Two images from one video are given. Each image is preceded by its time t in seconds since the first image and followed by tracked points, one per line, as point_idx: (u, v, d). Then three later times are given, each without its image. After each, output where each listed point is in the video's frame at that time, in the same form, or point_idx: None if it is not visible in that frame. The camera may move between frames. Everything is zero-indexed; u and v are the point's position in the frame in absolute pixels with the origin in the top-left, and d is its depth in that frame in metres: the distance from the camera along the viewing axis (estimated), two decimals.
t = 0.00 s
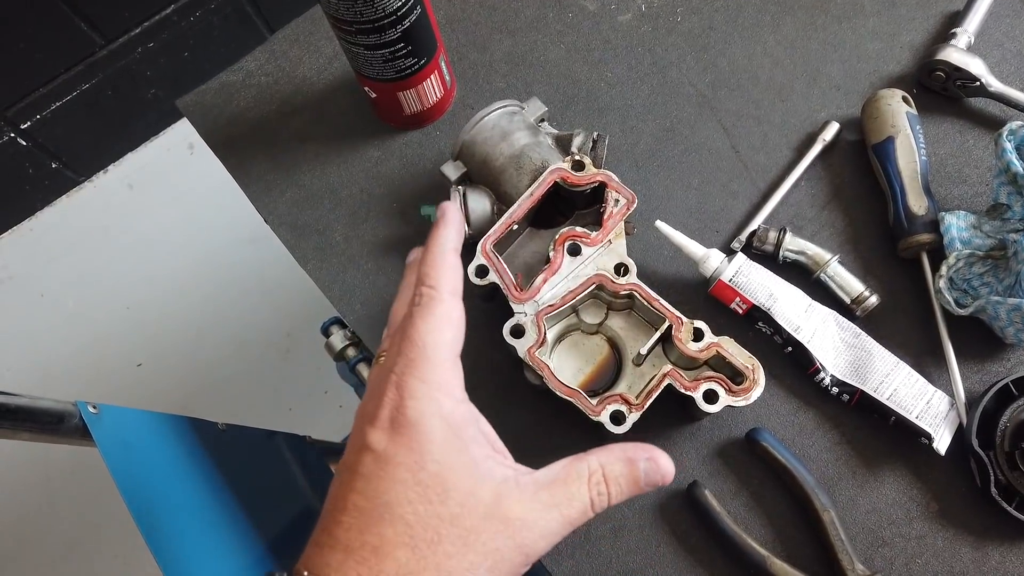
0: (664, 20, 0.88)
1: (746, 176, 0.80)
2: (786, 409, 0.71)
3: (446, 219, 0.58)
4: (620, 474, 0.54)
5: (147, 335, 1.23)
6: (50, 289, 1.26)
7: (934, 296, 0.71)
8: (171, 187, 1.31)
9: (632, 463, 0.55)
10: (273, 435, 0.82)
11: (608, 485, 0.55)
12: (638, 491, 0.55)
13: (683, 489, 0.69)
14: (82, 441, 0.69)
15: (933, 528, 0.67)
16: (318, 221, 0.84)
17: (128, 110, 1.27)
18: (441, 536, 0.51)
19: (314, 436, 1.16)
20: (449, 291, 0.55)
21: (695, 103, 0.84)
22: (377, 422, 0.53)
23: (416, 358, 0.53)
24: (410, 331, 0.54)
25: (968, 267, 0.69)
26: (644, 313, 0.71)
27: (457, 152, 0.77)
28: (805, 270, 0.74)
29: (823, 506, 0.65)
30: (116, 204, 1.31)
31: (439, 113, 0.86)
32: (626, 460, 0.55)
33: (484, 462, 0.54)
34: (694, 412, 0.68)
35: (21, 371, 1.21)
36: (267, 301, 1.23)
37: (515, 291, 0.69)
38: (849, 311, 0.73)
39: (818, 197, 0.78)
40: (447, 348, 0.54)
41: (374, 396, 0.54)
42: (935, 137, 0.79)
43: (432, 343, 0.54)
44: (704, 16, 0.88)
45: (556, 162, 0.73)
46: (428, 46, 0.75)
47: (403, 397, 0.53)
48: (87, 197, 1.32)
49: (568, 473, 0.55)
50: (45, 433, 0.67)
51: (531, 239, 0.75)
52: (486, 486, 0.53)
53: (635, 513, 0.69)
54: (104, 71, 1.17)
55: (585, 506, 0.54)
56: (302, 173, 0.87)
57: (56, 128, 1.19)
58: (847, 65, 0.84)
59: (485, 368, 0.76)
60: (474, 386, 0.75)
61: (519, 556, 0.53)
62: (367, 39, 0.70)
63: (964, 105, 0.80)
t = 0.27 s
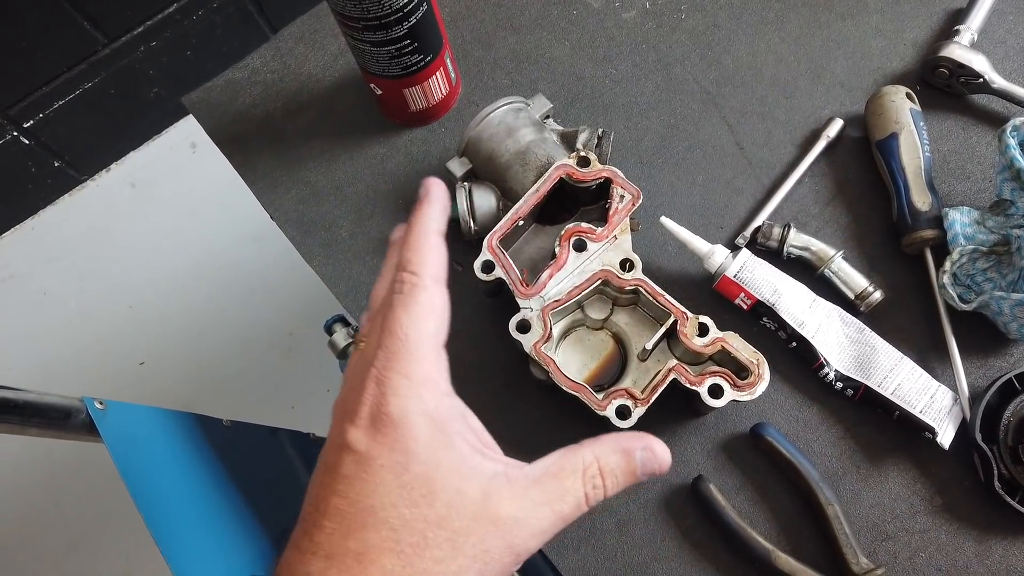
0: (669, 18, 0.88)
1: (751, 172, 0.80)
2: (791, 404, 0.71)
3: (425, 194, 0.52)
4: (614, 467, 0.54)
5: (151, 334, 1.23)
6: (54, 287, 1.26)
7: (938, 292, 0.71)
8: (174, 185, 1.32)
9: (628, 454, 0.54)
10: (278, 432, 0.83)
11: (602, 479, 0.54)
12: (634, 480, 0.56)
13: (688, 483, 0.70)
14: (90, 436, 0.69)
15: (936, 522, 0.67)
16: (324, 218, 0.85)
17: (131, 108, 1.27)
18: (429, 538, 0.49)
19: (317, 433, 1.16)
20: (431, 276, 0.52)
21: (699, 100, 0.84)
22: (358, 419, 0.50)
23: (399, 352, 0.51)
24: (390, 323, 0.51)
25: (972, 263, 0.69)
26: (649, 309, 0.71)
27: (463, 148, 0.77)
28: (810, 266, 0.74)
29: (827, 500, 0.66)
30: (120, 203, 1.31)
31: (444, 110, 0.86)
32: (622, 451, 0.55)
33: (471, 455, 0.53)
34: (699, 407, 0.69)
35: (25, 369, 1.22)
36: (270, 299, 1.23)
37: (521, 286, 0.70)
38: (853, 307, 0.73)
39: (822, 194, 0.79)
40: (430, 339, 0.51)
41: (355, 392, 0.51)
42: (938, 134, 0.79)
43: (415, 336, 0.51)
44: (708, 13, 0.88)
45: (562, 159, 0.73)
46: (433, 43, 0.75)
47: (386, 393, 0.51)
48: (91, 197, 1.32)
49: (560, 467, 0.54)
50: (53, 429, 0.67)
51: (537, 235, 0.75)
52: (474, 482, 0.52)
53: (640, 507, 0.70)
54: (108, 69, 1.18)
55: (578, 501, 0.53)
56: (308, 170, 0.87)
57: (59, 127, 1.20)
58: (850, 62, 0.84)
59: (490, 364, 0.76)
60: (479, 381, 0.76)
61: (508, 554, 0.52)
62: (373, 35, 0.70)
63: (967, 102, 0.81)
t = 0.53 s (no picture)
0: (666, 17, 0.89)
1: (747, 171, 0.81)
2: (786, 401, 0.72)
3: (362, 232, 0.43)
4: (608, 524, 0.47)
5: (149, 333, 1.23)
6: (53, 287, 1.26)
7: (933, 289, 0.71)
8: (173, 184, 1.32)
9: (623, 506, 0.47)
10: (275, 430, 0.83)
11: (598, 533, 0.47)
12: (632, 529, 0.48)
13: (684, 480, 0.70)
14: (88, 434, 0.70)
15: (931, 519, 0.67)
16: (322, 216, 0.85)
17: (130, 108, 1.27)
18: None
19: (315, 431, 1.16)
20: (379, 331, 0.43)
21: (696, 99, 0.84)
22: (316, 508, 0.44)
23: (353, 430, 0.43)
24: (339, 395, 0.43)
25: (968, 261, 0.69)
26: (646, 307, 0.72)
27: (460, 147, 0.77)
28: (806, 264, 0.74)
29: (823, 497, 0.66)
30: (119, 203, 1.31)
31: (442, 109, 0.86)
32: (616, 503, 0.48)
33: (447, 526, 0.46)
34: (695, 404, 0.69)
35: (25, 368, 1.22)
36: (268, 298, 1.23)
37: (517, 284, 0.70)
38: (848, 305, 0.73)
39: (818, 192, 0.79)
40: (388, 407, 0.44)
41: (307, 476, 0.44)
42: (934, 132, 0.80)
43: (370, 408, 0.43)
44: (705, 12, 0.88)
45: (558, 157, 0.73)
46: (431, 42, 0.76)
47: (343, 477, 0.43)
48: (90, 196, 1.32)
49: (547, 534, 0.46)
50: (51, 426, 0.67)
51: (534, 234, 0.75)
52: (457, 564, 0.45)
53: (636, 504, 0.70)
54: (107, 68, 1.18)
55: (572, 570, 0.46)
56: (306, 169, 0.88)
57: (58, 126, 1.20)
58: (847, 61, 0.84)
59: (487, 362, 0.76)
60: (476, 378, 0.76)
61: None
62: (371, 34, 0.70)
63: (963, 101, 0.81)
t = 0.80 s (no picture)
0: (666, 13, 0.88)
1: (747, 167, 0.80)
2: (787, 399, 0.71)
3: (403, 310, 0.45)
4: None
5: (148, 331, 1.23)
6: (51, 285, 1.26)
7: (935, 286, 0.71)
8: (172, 183, 1.32)
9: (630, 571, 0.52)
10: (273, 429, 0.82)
11: None
12: None
13: (685, 478, 0.70)
14: (86, 432, 0.69)
15: (933, 517, 0.67)
16: (320, 213, 0.85)
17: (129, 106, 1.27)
18: None
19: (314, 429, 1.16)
20: (417, 403, 0.45)
21: (696, 95, 0.84)
22: (352, 563, 0.45)
23: (388, 494, 0.44)
24: (379, 461, 0.44)
25: (970, 257, 0.69)
26: (646, 303, 0.71)
27: (459, 143, 0.77)
28: (806, 260, 0.74)
29: (824, 495, 0.66)
30: (118, 201, 1.31)
31: (441, 105, 0.86)
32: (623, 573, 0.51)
33: None
34: (696, 401, 0.68)
35: (22, 366, 1.21)
36: (268, 296, 1.23)
37: (517, 280, 0.70)
38: (849, 301, 0.73)
39: (819, 188, 0.78)
40: (423, 475, 0.45)
41: (344, 536, 0.46)
42: (935, 128, 0.79)
43: (404, 475, 0.44)
44: (705, 8, 0.88)
45: (558, 153, 0.73)
46: (430, 37, 0.75)
47: (379, 538, 0.45)
48: (89, 194, 1.32)
49: None
50: (47, 424, 0.67)
51: (533, 230, 0.75)
52: None
53: (636, 502, 0.69)
54: (106, 67, 1.17)
55: None
56: (304, 165, 0.87)
57: (57, 125, 1.19)
58: (848, 57, 0.84)
59: (486, 359, 0.76)
60: (475, 376, 0.75)
61: None
62: (369, 30, 0.70)
63: (964, 96, 0.80)
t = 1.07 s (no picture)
0: (669, 14, 0.88)
1: (751, 168, 0.80)
2: (791, 400, 0.71)
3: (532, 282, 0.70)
4: None
5: (150, 332, 1.23)
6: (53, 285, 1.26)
7: (939, 287, 0.71)
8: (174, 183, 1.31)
9: None
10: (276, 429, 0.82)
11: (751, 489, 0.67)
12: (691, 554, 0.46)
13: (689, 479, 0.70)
14: (89, 433, 0.69)
15: (938, 518, 0.67)
16: (324, 214, 0.85)
17: (130, 107, 1.27)
18: None
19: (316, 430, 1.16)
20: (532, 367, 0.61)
21: (699, 96, 0.84)
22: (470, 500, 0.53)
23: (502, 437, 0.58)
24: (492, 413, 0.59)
25: (973, 259, 0.69)
26: (650, 304, 0.71)
27: (463, 144, 0.77)
28: (810, 261, 0.74)
29: (828, 496, 0.66)
30: (120, 201, 1.31)
31: (445, 106, 0.86)
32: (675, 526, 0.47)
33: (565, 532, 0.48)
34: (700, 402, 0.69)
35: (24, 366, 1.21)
36: (271, 297, 1.23)
37: (521, 282, 0.70)
38: (853, 302, 0.73)
39: (823, 189, 0.78)
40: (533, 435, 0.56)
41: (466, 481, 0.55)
42: (939, 130, 0.79)
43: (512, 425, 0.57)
44: (709, 9, 0.88)
45: (562, 154, 0.73)
46: (434, 39, 0.75)
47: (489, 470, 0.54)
48: (91, 194, 1.32)
49: (606, 432, 0.67)
50: (51, 425, 0.67)
51: (537, 231, 0.75)
52: None
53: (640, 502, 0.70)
54: (107, 67, 1.18)
55: None
56: (308, 166, 0.87)
57: (58, 125, 1.19)
58: (851, 58, 0.84)
59: (490, 360, 0.76)
60: (479, 377, 0.76)
61: None
62: (373, 31, 0.70)
63: (968, 98, 0.80)
